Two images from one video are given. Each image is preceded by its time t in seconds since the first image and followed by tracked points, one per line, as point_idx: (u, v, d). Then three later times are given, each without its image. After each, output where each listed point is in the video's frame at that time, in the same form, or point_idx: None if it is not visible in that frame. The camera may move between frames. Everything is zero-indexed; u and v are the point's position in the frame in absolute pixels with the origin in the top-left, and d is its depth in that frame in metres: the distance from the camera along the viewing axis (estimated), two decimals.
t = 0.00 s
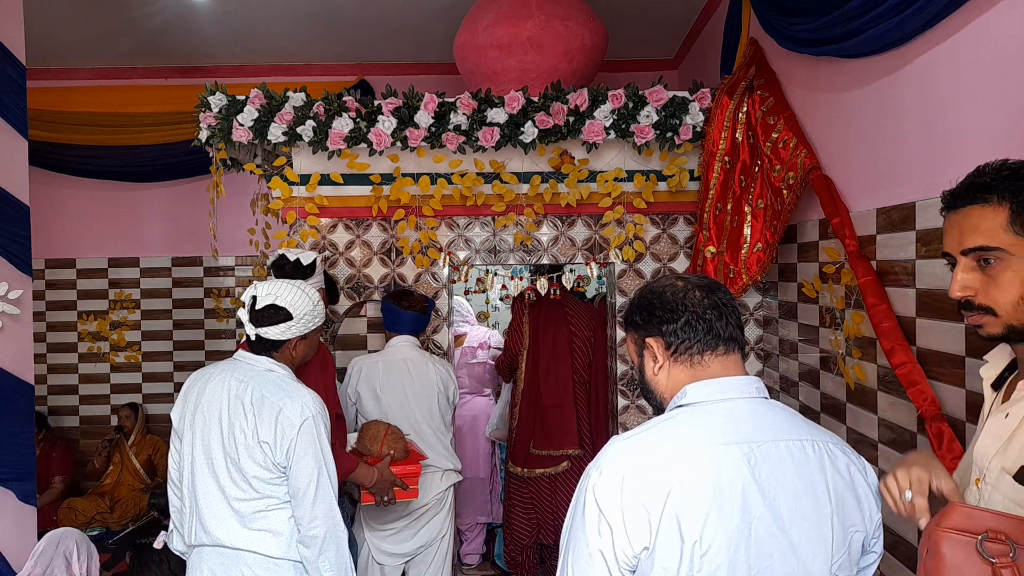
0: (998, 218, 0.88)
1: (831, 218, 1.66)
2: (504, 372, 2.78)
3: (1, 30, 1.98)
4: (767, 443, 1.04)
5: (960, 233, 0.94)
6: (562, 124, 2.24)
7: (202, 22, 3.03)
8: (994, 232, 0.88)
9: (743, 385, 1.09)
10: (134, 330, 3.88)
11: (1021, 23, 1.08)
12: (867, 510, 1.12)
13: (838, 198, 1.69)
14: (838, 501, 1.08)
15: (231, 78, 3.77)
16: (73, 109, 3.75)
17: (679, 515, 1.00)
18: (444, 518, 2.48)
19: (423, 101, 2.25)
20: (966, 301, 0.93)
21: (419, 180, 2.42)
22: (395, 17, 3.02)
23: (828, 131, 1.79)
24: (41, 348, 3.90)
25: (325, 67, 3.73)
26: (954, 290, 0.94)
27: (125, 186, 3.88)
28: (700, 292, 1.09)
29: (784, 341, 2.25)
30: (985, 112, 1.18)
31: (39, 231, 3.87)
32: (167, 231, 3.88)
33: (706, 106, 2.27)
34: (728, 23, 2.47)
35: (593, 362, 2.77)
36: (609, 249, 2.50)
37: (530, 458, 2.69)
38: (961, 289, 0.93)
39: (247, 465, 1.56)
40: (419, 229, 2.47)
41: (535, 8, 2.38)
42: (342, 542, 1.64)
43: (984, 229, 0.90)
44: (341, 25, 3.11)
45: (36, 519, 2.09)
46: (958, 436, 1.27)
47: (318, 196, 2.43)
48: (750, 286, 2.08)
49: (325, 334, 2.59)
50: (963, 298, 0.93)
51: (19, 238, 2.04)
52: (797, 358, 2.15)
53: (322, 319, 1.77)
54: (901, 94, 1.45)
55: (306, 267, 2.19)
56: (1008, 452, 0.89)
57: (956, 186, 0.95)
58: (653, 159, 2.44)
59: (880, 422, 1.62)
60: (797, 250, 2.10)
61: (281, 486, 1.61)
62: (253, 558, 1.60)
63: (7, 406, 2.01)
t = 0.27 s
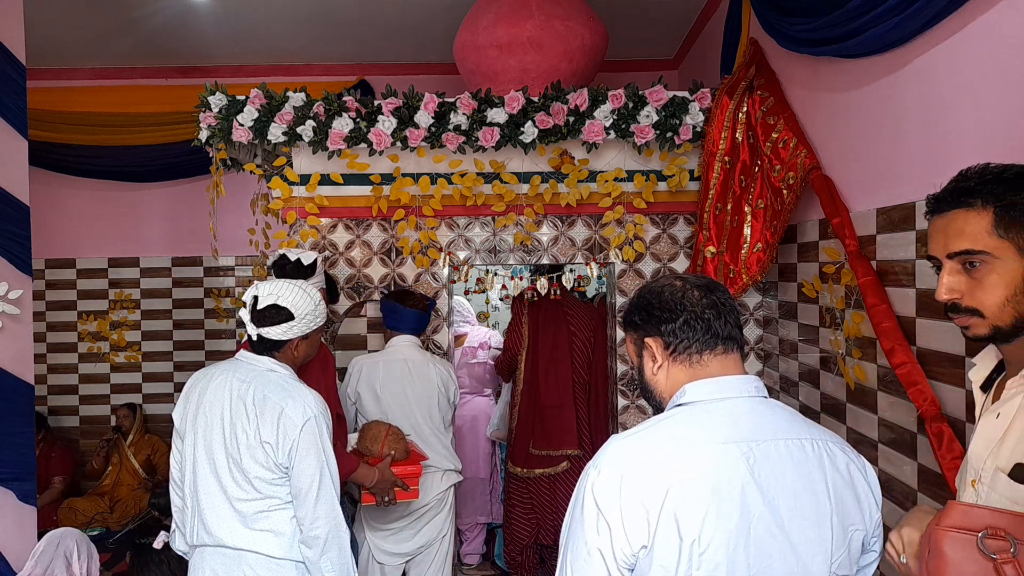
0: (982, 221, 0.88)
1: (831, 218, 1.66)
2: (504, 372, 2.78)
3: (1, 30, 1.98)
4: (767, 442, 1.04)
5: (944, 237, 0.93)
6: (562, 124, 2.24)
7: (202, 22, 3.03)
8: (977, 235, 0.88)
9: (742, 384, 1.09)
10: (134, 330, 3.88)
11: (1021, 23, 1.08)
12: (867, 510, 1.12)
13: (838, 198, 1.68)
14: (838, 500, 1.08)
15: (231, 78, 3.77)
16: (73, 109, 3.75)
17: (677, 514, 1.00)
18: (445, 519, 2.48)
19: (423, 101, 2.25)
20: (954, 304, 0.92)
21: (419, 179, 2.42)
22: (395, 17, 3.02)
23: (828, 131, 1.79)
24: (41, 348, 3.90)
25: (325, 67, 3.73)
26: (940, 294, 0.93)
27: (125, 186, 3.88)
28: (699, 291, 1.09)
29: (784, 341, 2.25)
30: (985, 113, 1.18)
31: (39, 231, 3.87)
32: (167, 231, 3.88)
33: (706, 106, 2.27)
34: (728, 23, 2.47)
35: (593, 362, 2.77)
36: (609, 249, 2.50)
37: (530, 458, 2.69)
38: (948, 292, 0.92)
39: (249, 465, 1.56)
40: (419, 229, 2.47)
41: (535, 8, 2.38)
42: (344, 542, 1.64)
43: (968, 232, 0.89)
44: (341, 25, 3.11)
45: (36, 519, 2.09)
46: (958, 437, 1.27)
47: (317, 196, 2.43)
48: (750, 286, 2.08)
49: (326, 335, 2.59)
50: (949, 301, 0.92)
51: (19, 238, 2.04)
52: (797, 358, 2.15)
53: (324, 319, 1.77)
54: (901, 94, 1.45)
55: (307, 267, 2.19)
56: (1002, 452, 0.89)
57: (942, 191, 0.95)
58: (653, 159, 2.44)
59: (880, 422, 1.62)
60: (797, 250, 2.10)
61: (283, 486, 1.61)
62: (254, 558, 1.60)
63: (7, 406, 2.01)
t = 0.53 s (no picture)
0: (935, 231, 0.94)
1: (831, 218, 1.66)
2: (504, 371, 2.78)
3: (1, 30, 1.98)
4: (769, 442, 1.04)
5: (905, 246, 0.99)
6: (562, 124, 2.24)
7: (202, 22, 3.03)
8: (932, 245, 0.94)
9: (743, 384, 1.09)
10: (134, 330, 3.88)
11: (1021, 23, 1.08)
12: (868, 510, 1.12)
13: (838, 198, 1.68)
14: (839, 501, 1.08)
15: (231, 78, 3.77)
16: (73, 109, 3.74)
17: (679, 515, 1.00)
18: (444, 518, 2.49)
19: (423, 101, 2.25)
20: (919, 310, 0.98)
21: (419, 179, 2.42)
22: (395, 17, 3.02)
23: (828, 131, 1.79)
24: (41, 348, 3.90)
25: (325, 67, 3.73)
26: (905, 300, 0.98)
27: (125, 186, 3.88)
28: (699, 291, 1.09)
29: (784, 341, 2.25)
30: (985, 113, 1.18)
31: (39, 231, 3.87)
32: (167, 231, 3.87)
33: (706, 106, 2.27)
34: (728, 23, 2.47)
35: (592, 363, 2.78)
36: (609, 249, 2.50)
37: (530, 458, 2.69)
38: (912, 298, 0.97)
39: (251, 466, 1.57)
40: (419, 229, 2.47)
41: (535, 8, 2.38)
42: (347, 542, 1.65)
43: (923, 242, 0.95)
44: (341, 25, 3.11)
45: (36, 519, 2.09)
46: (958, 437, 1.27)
47: (317, 196, 2.43)
48: (750, 287, 2.08)
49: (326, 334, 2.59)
50: (914, 306, 0.97)
51: (19, 238, 2.04)
52: (797, 358, 2.15)
53: (325, 318, 1.76)
54: (901, 94, 1.45)
55: (308, 267, 2.19)
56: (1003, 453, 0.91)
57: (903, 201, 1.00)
58: (653, 159, 2.44)
59: (880, 422, 1.63)
60: (797, 250, 2.10)
61: (286, 487, 1.61)
62: (257, 558, 1.60)
63: (7, 407, 2.01)
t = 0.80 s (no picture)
0: (931, 236, 0.93)
1: (831, 218, 1.66)
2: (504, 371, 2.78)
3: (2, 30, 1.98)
4: (768, 443, 1.04)
5: (899, 252, 0.98)
6: (562, 124, 2.24)
7: (202, 22, 3.04)
8: (928, 251, 0.93)
9: (745, 385, 1.08)
10: (134, 330, 3.88)
11: (1021, 23, 1.08)
12: (869, 511, 1.12)
13: (838, 198, 1.68)
14: (840, 502, 1.08)
15: (231, 78, 3.77)
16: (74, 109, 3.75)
17: (679, 516, 1.00)
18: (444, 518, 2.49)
19: (423, 101, 2.25)
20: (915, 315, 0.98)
21: (419, 179, 2.42)
22: (395, 17, 3.02)
23: (828, 131, 1.79)
24: (41, 348, 3.90)
25: (325, 67, 3.73)
26: (900, 307, 0.98)
27: (126, 186, 3.88)
28: (700, 291, 1.09)
29: (784, 342, 2.25)
30: (985, 112, 1.18)
31: (39, 231, 3.87)
32: (167, 231, 3.88)
33: (706, 106, 2.27)
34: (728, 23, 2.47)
35: (592, 362, 2.78)
36: (609, 249, 2.50)
37: (530, 458, 2.69)
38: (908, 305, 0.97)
39: (249, 467, 1.57)
40: (419, 229, 2.47)
41: (535, 8, 2.38)
42: (347, 542, 1.64)
43: (918, 248, 0.94)
44: (341, 25, 3.11)
45: (36, 519, 2.09)
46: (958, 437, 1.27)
47: (318, 196, 2.43)
48: (750, 287, 2.08)
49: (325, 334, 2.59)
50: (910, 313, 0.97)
51: (19, 237, 2.04)
52: (797, 358, 2.15)
53: (323, 320, 1.76)
54: (900, 94, 1.45)
55: (308, 267, 2.19)
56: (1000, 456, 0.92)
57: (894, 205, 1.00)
58: (653, 159, 2.43)
59: (879, 422, 1.62)
60: (797, 250, 2.10)
61: (284, 487, 1.61)
62: (257, 559, 1.60)
63: (7, 407, 2.01)
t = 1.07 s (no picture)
0: (939, 237, 0.92)
1: (831, 218, 1.66)
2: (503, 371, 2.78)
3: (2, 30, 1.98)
4: (764, 443, 1.04)
5: (904, 252, 0.97)
6: (562, 124, 2.24)
7: (202, 22, 3.03)
8: (937, 251, 0.92)
9: (745, 385, 1.08)
10: (134, 330, 3.88)
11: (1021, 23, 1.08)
12: (869, 510, 1.12)
13: (838, 198, 1.68)
14: (840, 501, 1.08)
15: (231, 78, 3.77)
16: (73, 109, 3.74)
17: (678, 517, 1.00)
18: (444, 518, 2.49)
19: (423, 101, 2.25)
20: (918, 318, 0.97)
21: (419, 179, 2.42)
22: (395, 17, 3.02)
23: (828, 131, 1.79)
24: (40, 348, 3.89)
25: (325, 67, 3.73)
26: (904, 309, 0.97)
27: (125, 186, 3.88)
28: (700, 291, 1.09)
29: (784, 342, 2.25)
30: (985, 112, 1.18)
31: (39, 230, 3.87)
32: (167, 231, 3.88)
33: (706, 106, 2.27)
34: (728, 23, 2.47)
35: (592, 363, 2.79)
36: (609, 249, 2.50)
37: (529, 458, 2.70)
38: (911, 306, 0.97)
39: (239, 467, 1.57)
40: (419, 229, 2.47)
41: (535, 8, 2.38)
42: (340, 537, 1.63)
43: (926, 247, 0.94)
44: (341, 25, 3.11)
45: (36, 519, 2.09)
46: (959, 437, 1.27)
47: (318, 196, 2.43)
48: (750, 286, 2.08)
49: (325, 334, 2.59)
50: (914, 315, 0.97)
51: (19, 238, 2.04)
52: (797, 358, 2.15)
53: (316, 328, 1.75)
54: (900, 93, 1.45)
55: (308, 266, 2.19)
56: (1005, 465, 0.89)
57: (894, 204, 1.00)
58: (653, 159, 2.43)
59: (880, 422, 1.63)
60: (797, 250, 2.10)
61: (275, 485, 1.61)
62: (255, 558, 1.60)
63: (7, 407, 2.01)
